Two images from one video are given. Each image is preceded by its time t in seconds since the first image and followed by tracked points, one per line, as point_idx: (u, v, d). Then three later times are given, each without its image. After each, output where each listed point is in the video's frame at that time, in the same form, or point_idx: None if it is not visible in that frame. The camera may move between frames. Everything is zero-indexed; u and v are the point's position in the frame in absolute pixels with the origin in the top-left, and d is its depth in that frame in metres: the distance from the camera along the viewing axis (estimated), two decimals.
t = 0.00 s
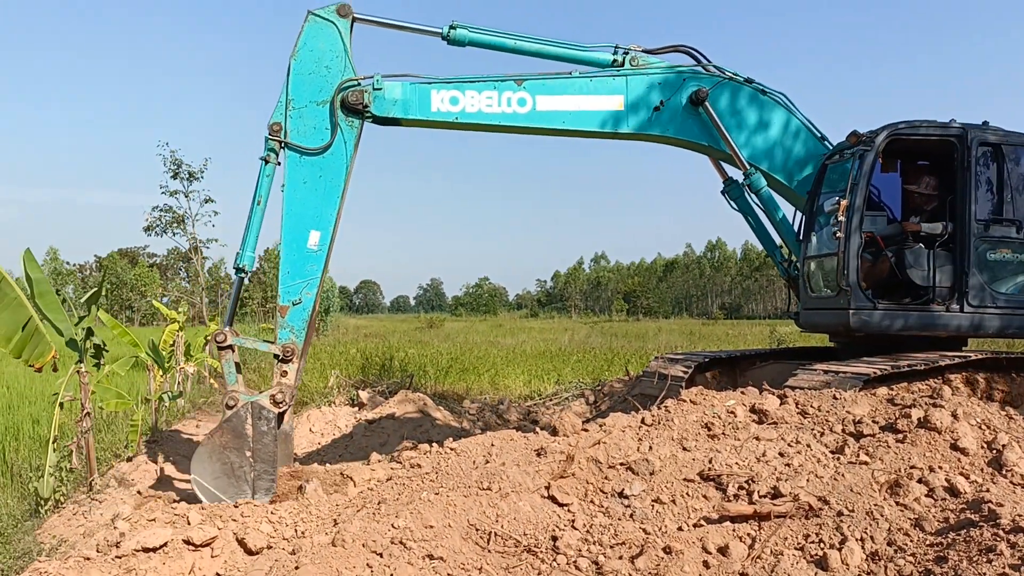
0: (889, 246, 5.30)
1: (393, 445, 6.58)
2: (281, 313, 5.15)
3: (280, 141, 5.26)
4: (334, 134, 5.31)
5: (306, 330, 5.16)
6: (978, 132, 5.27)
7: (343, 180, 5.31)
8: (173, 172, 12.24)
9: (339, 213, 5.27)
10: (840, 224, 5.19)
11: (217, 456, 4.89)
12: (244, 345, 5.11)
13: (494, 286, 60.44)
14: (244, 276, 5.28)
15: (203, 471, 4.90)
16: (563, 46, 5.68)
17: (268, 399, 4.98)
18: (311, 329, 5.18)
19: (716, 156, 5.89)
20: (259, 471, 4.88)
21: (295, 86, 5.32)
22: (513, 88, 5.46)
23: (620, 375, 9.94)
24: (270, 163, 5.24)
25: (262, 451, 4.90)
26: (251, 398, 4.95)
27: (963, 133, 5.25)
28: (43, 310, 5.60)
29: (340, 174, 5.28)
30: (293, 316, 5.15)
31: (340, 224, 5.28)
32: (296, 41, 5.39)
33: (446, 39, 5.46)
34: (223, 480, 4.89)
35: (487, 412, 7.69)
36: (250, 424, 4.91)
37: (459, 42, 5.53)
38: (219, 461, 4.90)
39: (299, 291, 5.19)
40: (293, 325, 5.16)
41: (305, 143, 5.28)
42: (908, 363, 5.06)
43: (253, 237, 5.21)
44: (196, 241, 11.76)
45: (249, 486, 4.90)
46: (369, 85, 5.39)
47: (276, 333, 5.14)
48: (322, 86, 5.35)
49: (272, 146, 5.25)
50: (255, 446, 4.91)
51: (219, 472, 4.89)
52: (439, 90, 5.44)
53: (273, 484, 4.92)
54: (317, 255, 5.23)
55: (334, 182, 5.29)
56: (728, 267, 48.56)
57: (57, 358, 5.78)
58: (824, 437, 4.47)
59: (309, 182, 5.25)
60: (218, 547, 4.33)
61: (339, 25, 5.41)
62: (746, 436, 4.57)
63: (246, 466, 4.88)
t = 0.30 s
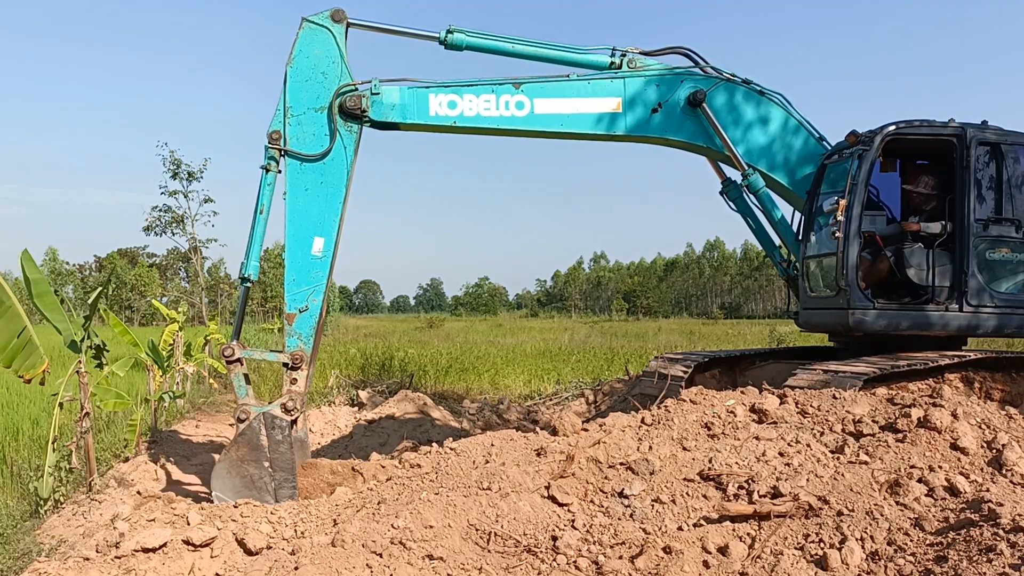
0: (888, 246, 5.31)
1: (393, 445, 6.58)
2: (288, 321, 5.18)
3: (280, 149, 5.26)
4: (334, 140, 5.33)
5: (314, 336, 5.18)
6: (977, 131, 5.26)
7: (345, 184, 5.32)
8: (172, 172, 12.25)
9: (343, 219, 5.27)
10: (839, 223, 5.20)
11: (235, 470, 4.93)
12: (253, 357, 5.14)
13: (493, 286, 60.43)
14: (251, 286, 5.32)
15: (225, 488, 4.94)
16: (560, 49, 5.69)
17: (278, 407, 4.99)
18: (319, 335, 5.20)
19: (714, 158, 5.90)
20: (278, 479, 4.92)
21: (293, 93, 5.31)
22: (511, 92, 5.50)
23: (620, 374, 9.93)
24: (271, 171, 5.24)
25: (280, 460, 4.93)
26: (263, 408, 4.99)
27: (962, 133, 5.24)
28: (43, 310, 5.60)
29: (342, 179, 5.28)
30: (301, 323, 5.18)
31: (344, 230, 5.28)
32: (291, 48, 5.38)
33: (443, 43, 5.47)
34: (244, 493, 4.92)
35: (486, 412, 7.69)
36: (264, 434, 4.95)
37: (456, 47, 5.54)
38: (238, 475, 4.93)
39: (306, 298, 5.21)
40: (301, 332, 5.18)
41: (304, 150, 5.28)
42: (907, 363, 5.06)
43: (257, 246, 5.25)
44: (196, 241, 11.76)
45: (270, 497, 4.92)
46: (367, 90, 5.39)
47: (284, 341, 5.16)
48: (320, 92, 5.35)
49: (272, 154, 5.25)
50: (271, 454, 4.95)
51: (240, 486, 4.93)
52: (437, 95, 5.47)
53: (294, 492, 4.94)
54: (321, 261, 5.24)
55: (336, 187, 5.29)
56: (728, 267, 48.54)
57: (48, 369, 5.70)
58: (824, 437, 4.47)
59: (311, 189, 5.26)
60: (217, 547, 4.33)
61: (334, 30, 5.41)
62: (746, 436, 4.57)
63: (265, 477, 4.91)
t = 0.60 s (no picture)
0: (887, 246, 5.31)
1: (393, 445, 6.58)
2: (295, 327, 5.16)
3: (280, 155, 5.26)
4: (334, 145, 5.33)
5: (321, 342, 5.18)
6: (976, 132, 5.26)
7: (347, 189, 5.34)
8: (172, 172, 12.26)
9: (346, 223, 5.28)
10: (837, 224, 5.20)
11: (256, 482, 4.89)
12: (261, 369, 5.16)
13: (493, 285, 60.42)
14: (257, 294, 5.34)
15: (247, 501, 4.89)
16: (558, 51, 5.69)
17: (288, 415, 5.02)
18: (326, 341, 5.21)
19: (713, 159, 5.91)
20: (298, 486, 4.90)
21: (291, 99, 5.30)
22: (509, 94, 5.50)
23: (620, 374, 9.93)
24: (272, 178, 5.24)
25: (297, 466, 4.91)
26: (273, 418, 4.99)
27: (961, 133, 5.24)
28: (42, 311, 5.60)
29: (344, 183, 5.30)
30: (308, 329, 5.15)
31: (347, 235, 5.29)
32: (287, 53, 5.37)
33: (441, 47, 5.48)
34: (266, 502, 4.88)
35: (486, 412, 7.69)
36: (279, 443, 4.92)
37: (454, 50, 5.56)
38: (259, 487, 4.89)
39: (311, 304, 5.22)
40: (308, 337, 5.17)
41: (305, 155, 5.28)
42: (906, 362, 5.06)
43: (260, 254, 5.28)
44: (196, 242, 11.76)
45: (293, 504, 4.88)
46: (366, 94, 5.39)
47: (291, 347, 5.16)
48: (318, 97, 5.35)
49: (272, 161, 5.25)
50: (289, 461, 4.92)
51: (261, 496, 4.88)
52: (435, 98, 5.48)
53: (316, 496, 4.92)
54: (326, 266, 5.25)
55: (338, 192, 5.30)
56: (728, 266, 48.52)
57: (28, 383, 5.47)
58: (823, 437, 4.47)
59: (313, 195, 5.26)
60: (217, 547, 4.33)
61: (330, 34, 5.41)
62: (746, 435, 4.56)
63: (286, 485, 4.87)
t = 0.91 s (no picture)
0: (886, 245, 5.31)
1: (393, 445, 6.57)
2: (307, 330, 5.23)
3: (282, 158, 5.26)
4: (335, 145, 5.33)
5: (334, 343, 5.23)
6: (975, 131, 5.26)
7: (350, 188, 5.34)
8: (171, 172, 12.26)
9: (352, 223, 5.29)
10: (837, 223, 5.20)
11: (280, 486, 4.89)
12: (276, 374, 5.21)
13: (493, 285, 60.42)
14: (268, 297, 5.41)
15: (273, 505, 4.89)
16: (557, 51, 5.69)
17: (307, 417, 5.07)
18: (339, 341, 5.26)
19: (713, 159, 5.91)
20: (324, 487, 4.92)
21: (291, 102, 5.31)
22: (509, 94, 5.51)
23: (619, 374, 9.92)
24: (275, 182, 5.24)
25: (319, 466, 4.95)
26: (291, 422, 5.02)
27: (960, 133, 5.24)
28: (43, 311, 5.61)
29: (348, 182, 5.30)
30: (320, 330, 5.23)
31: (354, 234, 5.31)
32: (284, 56, 5.37)
33: (441, 47, 5.49)
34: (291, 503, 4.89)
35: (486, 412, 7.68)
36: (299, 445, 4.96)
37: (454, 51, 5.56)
38: (284, 491, 4.89)
39: (322, 305, 5.26)
40: (321, 339, 5.23)
41: (308, 157, 5.28)
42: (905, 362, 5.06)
43: (269, 259, 5.38)
44: (195, 242, 11.77)
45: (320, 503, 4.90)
46: (365, 93, 5.39)
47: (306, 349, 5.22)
48: (317, 98, 5.36)
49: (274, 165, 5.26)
50: (312, 463, 4.96)
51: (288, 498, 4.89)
52: (435, 97, 5.49)
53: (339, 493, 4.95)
54: (334, 266, 5.27)
55: (343, 192, 5.32)
56: (728, 266, 48.51)
57: (13, 366, 5.37)
58: (823, 437, 4.47)
59: (318, 196, 5.28)
60: (216, 548, 4.34)
61: (326, 35, 5.40)
62: (745, 435, 4.57)
63: (311, 486, 4.89)
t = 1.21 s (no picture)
0: (881, 245, 5.33)
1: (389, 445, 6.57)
2: (312, 332, 5.19)
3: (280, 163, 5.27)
4: (333, 147, 5.33)
5: (341, 344, 5.19)
6: (970, 132, 5.28)
7: (350, 189, 5.34)
8: (167, 172, 12.23)
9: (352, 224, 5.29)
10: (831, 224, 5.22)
11: (296, 491, 4.96)
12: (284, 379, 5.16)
13: (490, 285, 60.40)
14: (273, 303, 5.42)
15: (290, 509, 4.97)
16: (553, 52, 5.70)
17: (316, 421, 5.10)
18: (344, 343, 5.21)
19: (708, 160, 5.93)
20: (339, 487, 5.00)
21: (287, 106, 5.31)
22: (505, 95, 5.52)
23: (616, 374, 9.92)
24: (275, 186, 5.25)
25: (333, 468, 5.03)
26: (301, 427, 5.06)
27: (955, 133, 5.26)
28: (39, 311, 5.61)
29: (347, 184, 5.30)
30: (325, 332, 5.18)
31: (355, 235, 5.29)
32: (278, 61, 5.35)
33: (437, 49, 5.50)
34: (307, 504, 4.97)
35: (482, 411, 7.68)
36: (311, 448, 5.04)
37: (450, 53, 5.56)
38: (300, 495, 4.97)
39: (327, 307, 5.23)
40: (327, 341, 5.19)
41: (306, 161, 5.29)
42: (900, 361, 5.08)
43: (273, 263, 5.44)
44: (191, 242, 11.74)
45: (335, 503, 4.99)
46: (361, 95, 5.41)
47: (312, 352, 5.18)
48: (313, 100, 5.35)
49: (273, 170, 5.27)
50: (326, 466, 5.03)
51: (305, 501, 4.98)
52: (431, 98, 5.50)
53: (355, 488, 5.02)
54: (337, 268, 5.25)
55: (342, 194, 5.32)
56: (725, 266, 48.54)
57: None
58: (818, 436, 4.49)
59: (318, 199, 5.27)
60: (213, 548, 4.34)
61: (318, 37, 5.38)
62: (741, 435, 4.58)
63: (326, 488, 4.96)
